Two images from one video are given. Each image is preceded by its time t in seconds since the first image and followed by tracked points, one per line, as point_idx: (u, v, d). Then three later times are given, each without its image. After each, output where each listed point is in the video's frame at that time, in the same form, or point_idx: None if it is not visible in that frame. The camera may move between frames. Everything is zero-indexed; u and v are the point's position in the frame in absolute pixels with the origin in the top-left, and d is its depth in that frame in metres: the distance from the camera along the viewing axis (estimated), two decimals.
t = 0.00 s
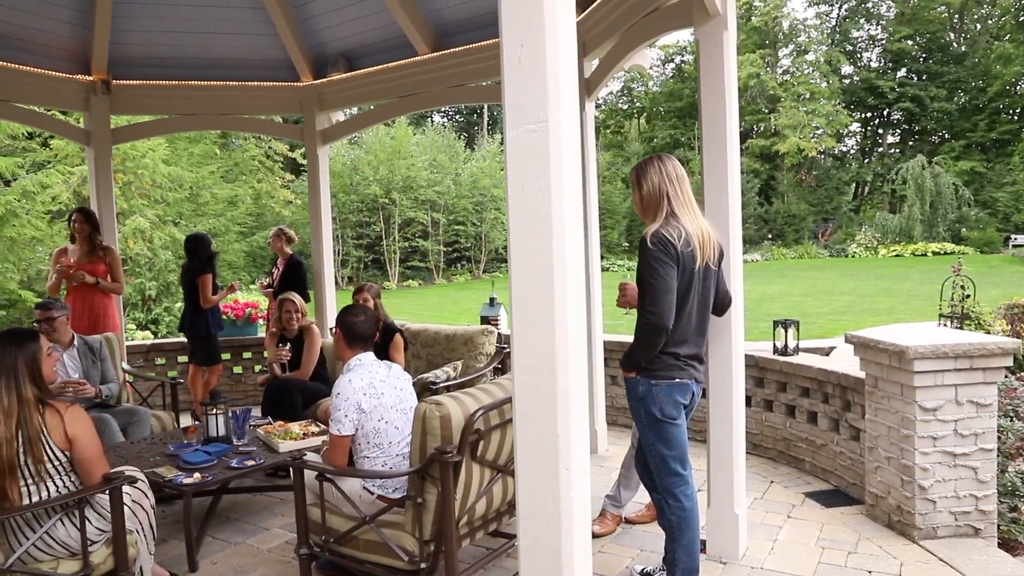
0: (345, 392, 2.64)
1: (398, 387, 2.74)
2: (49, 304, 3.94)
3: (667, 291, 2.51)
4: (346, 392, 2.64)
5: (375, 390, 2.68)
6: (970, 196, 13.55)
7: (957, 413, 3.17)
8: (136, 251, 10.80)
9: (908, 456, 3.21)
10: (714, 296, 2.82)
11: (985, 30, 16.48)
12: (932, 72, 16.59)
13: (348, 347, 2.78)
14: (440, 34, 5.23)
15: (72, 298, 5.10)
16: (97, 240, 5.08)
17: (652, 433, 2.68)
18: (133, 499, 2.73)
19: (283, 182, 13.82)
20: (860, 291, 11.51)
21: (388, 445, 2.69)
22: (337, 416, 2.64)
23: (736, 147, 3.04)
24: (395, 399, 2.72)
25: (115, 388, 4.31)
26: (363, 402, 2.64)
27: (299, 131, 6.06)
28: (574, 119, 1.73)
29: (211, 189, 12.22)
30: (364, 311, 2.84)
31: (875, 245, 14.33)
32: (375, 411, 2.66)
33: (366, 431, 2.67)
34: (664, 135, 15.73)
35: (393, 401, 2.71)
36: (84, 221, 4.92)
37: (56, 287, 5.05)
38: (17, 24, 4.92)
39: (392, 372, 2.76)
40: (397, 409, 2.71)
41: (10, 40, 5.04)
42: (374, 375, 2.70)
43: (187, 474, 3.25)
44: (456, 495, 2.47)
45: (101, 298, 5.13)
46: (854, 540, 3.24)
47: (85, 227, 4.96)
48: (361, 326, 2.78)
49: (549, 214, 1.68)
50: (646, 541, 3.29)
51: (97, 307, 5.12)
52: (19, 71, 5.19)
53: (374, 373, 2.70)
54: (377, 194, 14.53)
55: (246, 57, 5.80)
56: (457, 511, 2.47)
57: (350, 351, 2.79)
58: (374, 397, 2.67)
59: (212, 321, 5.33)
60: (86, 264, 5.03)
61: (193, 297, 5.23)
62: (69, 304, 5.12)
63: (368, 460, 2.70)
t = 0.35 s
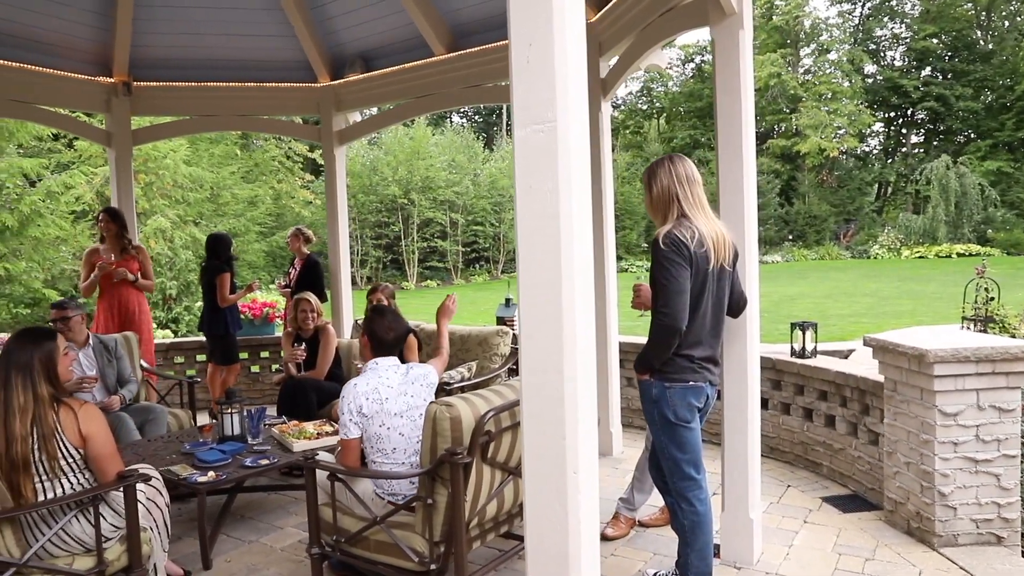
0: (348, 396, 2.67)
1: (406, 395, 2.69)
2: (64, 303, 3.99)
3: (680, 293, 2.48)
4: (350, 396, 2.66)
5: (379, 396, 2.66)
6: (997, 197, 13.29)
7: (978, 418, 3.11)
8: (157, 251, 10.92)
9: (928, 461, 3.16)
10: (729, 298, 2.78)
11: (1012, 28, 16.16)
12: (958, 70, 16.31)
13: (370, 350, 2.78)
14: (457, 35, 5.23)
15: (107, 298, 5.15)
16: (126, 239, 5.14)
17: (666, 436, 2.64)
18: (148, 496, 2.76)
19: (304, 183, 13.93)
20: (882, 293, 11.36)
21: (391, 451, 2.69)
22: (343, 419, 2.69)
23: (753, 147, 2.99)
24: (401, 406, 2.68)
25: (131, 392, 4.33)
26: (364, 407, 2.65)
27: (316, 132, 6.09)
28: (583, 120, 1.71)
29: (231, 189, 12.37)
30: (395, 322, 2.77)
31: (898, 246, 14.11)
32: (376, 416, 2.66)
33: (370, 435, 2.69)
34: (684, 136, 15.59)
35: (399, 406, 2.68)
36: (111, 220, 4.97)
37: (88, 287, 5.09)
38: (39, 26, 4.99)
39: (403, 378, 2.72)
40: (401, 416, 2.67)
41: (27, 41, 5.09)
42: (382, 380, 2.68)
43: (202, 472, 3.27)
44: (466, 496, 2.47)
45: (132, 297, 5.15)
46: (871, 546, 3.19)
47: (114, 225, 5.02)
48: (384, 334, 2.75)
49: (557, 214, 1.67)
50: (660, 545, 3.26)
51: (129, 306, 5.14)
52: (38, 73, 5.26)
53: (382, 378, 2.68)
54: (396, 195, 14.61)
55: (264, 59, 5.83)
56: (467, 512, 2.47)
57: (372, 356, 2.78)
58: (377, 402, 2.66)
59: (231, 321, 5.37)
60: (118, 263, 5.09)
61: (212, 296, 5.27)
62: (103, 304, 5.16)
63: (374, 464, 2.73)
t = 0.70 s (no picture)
0: (368, 392, 2.64)
1: (423, 386, 2.72)
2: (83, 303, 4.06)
3: (693, 295, 2.45)
4: (369, 393, 2.64)
5: (398, 390, 2.66)
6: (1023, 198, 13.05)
7: (1001, 425, 3.05)
8: (178, 250, 11.05)
9: (948, 467, 3.10)
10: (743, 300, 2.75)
11: None
12: (985, 69, 16.03)
13: (380, 350, 2.78)
14: (474, 35, 5.22)
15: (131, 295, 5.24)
16: (151, 239, 5.16)
17: (679, 439, 2.61)
18: (162, 494, 2.80)
19: (323, 183, 14.02)
20: (905, 296, 11.20)
21: (411, 445, 2.68)
22: (363, 416, 2.65)
23: (769, 145, 2.94)
24: (419, 398, 2.70)
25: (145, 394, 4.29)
26: (385, 402, 2.64)
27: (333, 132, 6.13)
28: (592, 120, 1.69)
29: (251, 189, 12.51)
30: (401, 317, 2.77)
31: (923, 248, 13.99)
32: (396, 410, 2.65)
33: (391, 430, 2.67)
34: (705, 136, 15.46)
35: (416, 400, 2.69)
36: (132, 220, 5.01)
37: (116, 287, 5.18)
38: (60, 28, 5.06)
39: (417, 373, 2.73)
40: (420, 408, 2.70)
41: (37, 41, 5.10)
42: (399, 374, 2.68)
43: (217, 470, 3.30)
44: (477, 498, 2.46)
45: (156, 297, 5.20)
46: (889, 553, 3.13)
47: (137, 226, 5.04)
48: (394, 334, 2.74)
49: (565, 214, 1.66)
50: (673, 549, 3.22)
51: (153, 305, 5.20)
52: (48, 73, 5.27)
53: (399, 373, 2.68)
54: (415, 195, 14.67)
55: (282, 60, 5.86)
56: (477, 514, 2.46)
57: (382, 354, 2.78)
58: (396, 396, 2.66)
59: (248, 321, 5.41)
60: (141, 263, 5.13)
61: (229, 296, 5.31)
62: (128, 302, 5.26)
63: (395, 462, 2.70)
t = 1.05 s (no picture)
0: (369, 392, 2.69)
1: (425, 386, 2.74)
2: (111, 300, 4.16)
3: (705, 296, 2.43)
4: (371, 393, 2.69)
5: (400, 388, 2.70)
6: None
7: None
8: (198, 251, 11.16)
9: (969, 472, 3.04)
10: (757, 301, 2.71)
11: None
12: (1012, 66, 15.71)
13: (378, 358, 2.85)
14: (489, 36, 5.22)
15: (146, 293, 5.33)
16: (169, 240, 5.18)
17: (691, 442, 2.59)
18: (176, 493, 2.83)
19: (342, 184, 14.09)
20: (928, 297, 11.03)
21: (417, 441, 2.69)
22: (366, 415, 2.69)
23: (785, 144, 2.90)
24: (423, 396, 2.72)
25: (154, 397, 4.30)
26: (387, 399, 2.67)
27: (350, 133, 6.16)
28: (600, 119, 1.68)
29: (271, 190, 12.64)
30: (397, 327, 2.88)
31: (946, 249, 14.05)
32: (399, 407, 2.68)
33: (395, 427, 2.68)
34: (724, 136, 15.39)
35: (419, 398, 2.71)
36: (149, 222, 5.07)
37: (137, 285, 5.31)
38: (80, 32, 5.14)
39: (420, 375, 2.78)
40: (424, 406, 2.71)
41: (41, 41, 5.10)
42: (400, 376, 2.72)
43: (231, 468, 3.32)
44: (486, 500, 2.45)
45: (172, 298, 5.28)
46: (908, 559, 3.08)
47: (154, 226, 5.09)
48: (393, 340, 2.83)
49: (572, 215, 1.64)
50: (687, 552, 3.20)
51: (166, 306, 5.28)
52: (51, 73, 5.28)
53: (400, 374, 2.73)
54: (433, 195, 14.72)
55: (300, 62, 5.90)
56: (486, 517, 2.45)
57: (382, 363, 2.84)
58: (398, 394, 2.69)
59: (264, 321, 5.45)
60: (155, 263, 5.20)
61: (244, 297, 5.35)
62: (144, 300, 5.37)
63: (401, 460, 2.70)
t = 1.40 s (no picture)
0: (380, 394, 2.70)
1: (435, 387, 2.74)
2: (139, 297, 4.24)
3: (717, 297, 2.41)
4: (381, 395, 2.70)
5: (410, 390, 2.70)
6: None
7: None
8: (218, 251, 11.32)
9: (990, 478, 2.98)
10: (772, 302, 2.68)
11: None
12: None
13: (389, 359, 2.84)
14: (505, 36, 5.21)
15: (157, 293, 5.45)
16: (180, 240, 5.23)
17: (703, 445, 2.56)
18: (189, 492, 2.87)
19: (361, 184, 14.16)
20: (952, 298, 10.86)
21: (428, 442, 2.68)
22: (377, 417, 2.69)
23: (801, 142, 2.86)
24: (432, 397, 2.73)
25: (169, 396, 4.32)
26: (397, 401, 2.68)
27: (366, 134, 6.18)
28: (608, 117, 1.66)
29: (290, 190, 12.75)
30: (404, 326, 2.87)
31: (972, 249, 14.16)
32: (410, 408, 2.68)
33: (406, 428, 2.68)
34: (744, 136, 15.32)
35: (429, 400, 2.72)
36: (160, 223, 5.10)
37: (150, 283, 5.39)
38: (101, 34, 5.21)
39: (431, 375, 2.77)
40: (434, 406, 2.72)
41: (48, 40, 5.11)
42: (411, 377, 2.73)
43: (245, 467, 3.35)
44: (496, 501, 2.44)
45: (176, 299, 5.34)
46: (926, 565, 3.03)
47: (165, 227, 5.11)
48: (399, 339, 2.82)
49: (579, 216, 1.63)
50: (700, 556, 3.16)
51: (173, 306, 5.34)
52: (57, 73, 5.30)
53: (410, 375, 2.73)
54: (452, 196, 14.78)
55: (316, 63, 5.93)
56: (496, 519, 2.44)
57: (392, 363, 2.83)
58: (408, 395, 2.69)
59: (280, 320, 5.47)
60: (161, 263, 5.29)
61: (259, 295, 5.40)
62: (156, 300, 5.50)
63: (413, 461, 2.70)
